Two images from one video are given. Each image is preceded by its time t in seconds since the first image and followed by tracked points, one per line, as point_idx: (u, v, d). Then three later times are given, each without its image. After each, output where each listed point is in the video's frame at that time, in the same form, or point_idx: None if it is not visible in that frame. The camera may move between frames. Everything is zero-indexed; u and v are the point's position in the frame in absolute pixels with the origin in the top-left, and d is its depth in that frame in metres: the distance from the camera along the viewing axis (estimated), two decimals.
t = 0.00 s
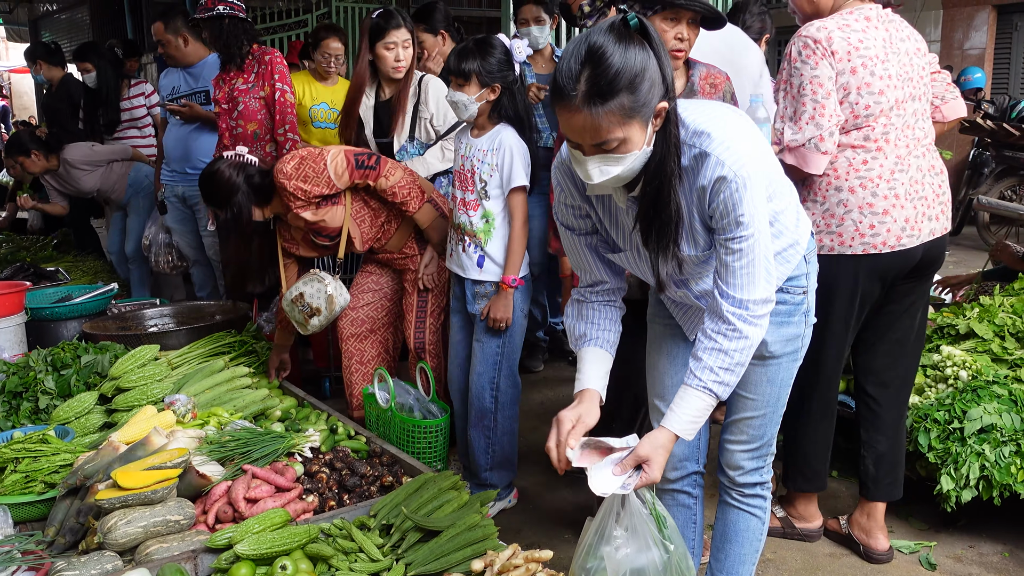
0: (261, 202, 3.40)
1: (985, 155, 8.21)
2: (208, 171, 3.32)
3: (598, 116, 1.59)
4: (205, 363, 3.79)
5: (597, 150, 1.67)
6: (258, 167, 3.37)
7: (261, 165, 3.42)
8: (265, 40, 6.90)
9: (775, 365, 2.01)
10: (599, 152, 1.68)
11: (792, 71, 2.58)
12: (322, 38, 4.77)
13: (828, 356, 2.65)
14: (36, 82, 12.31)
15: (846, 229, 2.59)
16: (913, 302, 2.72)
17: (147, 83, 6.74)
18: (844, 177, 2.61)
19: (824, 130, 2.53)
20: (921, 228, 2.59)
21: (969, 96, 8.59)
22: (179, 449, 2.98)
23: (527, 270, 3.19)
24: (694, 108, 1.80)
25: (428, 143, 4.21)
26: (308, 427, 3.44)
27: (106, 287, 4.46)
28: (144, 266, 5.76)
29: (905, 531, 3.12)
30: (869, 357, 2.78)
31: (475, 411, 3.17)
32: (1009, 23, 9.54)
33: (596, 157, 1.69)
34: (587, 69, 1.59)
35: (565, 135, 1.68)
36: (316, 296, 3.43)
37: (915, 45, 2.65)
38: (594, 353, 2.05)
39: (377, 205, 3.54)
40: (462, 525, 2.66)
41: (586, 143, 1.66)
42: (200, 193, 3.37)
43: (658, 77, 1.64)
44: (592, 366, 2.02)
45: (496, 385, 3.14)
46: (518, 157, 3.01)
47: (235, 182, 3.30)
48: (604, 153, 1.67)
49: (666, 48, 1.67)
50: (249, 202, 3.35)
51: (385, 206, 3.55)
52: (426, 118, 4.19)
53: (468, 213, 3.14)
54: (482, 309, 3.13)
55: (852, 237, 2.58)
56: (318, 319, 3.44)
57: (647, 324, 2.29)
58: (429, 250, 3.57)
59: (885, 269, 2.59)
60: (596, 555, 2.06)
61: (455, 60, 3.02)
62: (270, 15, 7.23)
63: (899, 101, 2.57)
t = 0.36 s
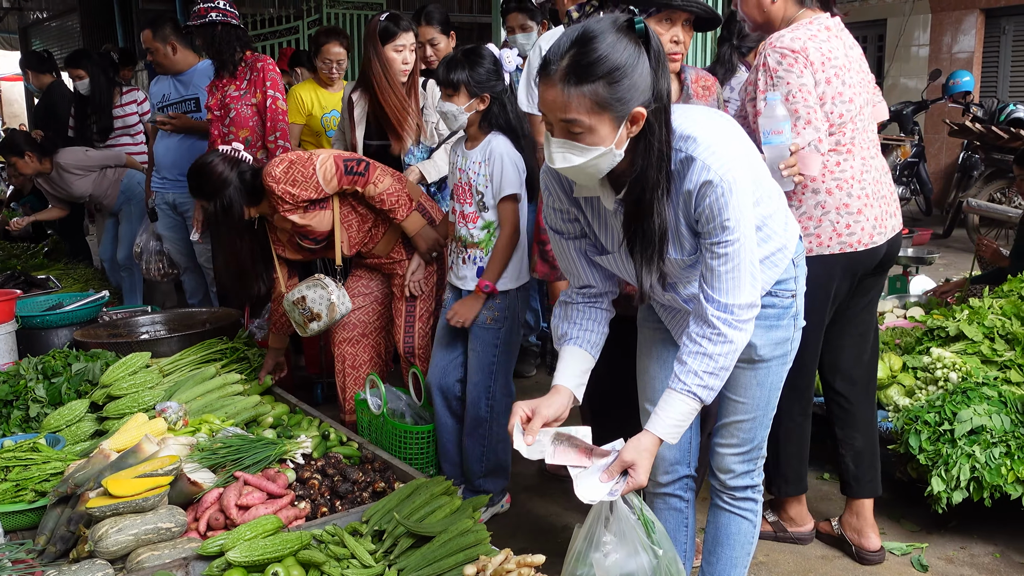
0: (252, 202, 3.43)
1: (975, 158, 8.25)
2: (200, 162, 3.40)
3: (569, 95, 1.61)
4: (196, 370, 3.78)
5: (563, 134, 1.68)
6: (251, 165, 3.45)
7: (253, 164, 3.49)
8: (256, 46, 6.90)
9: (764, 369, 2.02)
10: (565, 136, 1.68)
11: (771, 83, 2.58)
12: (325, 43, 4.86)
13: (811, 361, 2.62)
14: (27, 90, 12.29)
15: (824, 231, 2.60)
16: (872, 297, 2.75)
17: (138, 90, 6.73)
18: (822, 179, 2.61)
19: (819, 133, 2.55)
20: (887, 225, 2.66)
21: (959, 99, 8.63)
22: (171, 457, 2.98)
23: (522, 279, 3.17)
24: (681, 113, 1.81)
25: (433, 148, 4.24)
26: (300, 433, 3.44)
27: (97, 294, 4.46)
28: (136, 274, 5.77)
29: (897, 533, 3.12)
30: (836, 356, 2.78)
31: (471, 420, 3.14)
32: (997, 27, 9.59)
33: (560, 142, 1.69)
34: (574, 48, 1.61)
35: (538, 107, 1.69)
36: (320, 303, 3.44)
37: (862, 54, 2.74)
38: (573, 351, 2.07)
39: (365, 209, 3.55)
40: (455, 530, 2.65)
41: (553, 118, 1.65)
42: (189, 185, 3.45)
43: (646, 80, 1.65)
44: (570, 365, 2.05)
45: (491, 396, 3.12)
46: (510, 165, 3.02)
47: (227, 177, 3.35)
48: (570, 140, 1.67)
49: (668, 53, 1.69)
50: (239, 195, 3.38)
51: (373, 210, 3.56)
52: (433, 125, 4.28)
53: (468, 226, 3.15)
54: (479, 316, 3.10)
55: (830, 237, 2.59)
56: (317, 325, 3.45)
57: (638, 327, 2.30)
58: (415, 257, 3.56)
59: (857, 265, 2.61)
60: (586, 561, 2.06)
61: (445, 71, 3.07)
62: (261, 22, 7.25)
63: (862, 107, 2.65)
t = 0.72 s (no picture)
0: (245, 172, 3.36)
1: (964, 159, 8.30)
2: (194, 128, 3.28)
3: (557, 124, 1.62)
4: (187, 375, 3.77)
5: (559, 157, 1.69)
6: (244, 137, 3.36)
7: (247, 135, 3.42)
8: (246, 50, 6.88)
9: (755, 370, 2.02)
10: (562, 159, 1.70)
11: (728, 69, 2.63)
12: (324, 39, 4.93)
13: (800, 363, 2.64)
14: (16, 94, 12.21)
15: (801, 227, 2.65)
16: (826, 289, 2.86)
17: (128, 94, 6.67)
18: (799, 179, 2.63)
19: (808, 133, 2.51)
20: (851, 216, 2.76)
21: (947, 100, 8.67)
22: (162, 462, 2.97)
23: (520, 283, 3.16)
24: (667, 116, 1.82)
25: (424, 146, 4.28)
26: (292, 438, 3.43)
27: (87, 299, 4.44)
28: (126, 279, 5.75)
29: (889, 533, 3.13)
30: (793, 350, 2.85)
31: (465, 426, 3.13)
32: (985, 28, 9.65)
33: (559, 165, 1.71)
34: (548, 77, 1.61)
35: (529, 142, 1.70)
36: (308, 286, 3.53)
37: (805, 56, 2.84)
38: (548, 350, 2.10)
39: (360, 202, 3.52)
40: (447, 534, 2.65)
41: (548, 149, 1.68)
42: (178, 150, 3.33)
43: (623, 85, 1.65)
44: (545, 362, 2.08)
45: (485, 399, 3.13)
46: (482, 183, 2.99)
47: (221, 146, 3.26)
48: (568, 160, 1.69)
49: (634, 58, 1.68)
50: (232, 166, 3.30)
51: (367, 204, 3.53)
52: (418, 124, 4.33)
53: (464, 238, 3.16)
54: (475, 321, 3.08)
55: (807, 233, 2.65)
56: (303, 304, 3.57)
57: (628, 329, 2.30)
58: (403, 257, 3.55)
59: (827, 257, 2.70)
60: (578, 567, 2.06)
61: (421, 83, 3.05)
62: (251, 26, 7.23)
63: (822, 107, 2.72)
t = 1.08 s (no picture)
0: (237, 197, 3.36)
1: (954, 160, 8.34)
2: (179, 160, 3.29)
3: (547, 138, 1.63)
4: (178, 377, 3.76)
5: (551, 167, 1.71)
6: (232, 160, 3.34)
7: (233, 156, 3.39)
8: (237, 51, 6.86)
9: (743, 371, 2.02)
10: (553, 171, 1.72)
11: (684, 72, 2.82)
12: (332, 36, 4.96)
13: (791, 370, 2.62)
14: (6, 95, 12.16)
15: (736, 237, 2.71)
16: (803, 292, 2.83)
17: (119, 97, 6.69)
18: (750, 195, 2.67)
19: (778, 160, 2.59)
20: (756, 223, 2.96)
21: (937, 102, 8.71)
22: (153, 465, 2.96)
23: (515, 284, 3.18)
24: (651, 121, 1.82)
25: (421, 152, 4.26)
26: (283, 440, 3.42)
27: (78, 301, 4.42)
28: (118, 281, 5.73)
29: (880, 533, 3.14)
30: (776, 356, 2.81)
31: (454, 428, 3.15)
32: (974, 30, 9.70)
33: (552, 175, 1.72)
34: (531, 92, 1.61)
35: (518, 156, 1.71)
36: (303, 299, 3.45)
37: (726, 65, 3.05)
38: (572, 360, 2.06)
39: (357, 211, 3.54)
40: (440, 536, 2.66)
41: (539, 163, 1.69)
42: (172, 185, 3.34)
43: (605, 92, 1.65)
44: (570, 370, 2.04)
45: (476, 401, 3.13)
46: (463, 197, 2.98)
47: (211, 174, 3.25)
48: (558, 171, 1.71)
49: (612, 63, 1.68)
50: (225, 194, 3.30)
51: (364, 212, 3.55)
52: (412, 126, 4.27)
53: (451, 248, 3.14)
54: (466, 322, 3.08)
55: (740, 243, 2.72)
56: (300, 320, 3.48)
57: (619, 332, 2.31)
58: (404, 259, 3.54)
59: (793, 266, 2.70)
60: (569, 568, 2.06)
61: (405, 91, 3.11)
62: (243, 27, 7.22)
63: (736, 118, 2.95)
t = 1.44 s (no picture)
0: (228, 219, 3.41)
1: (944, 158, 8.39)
2: (173, 187, 3.34)
3: (523, 130, 1.62)
4: (169, 373, 3.75)
5: (529, 160, 1.70)
6: (224, 183, 3.38)
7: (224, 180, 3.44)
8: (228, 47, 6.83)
9: (727, 366, 2.03)
10: (531, 163, 1.70)
11: (630, 77, 3.14)
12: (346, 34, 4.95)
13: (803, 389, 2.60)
14: None
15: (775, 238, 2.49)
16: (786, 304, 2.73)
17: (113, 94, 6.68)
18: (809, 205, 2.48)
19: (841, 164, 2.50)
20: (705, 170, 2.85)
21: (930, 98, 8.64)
22: (143, 461, 2.96)
23: (505, 279, 3.17)
24: (629, 118, 1.81)
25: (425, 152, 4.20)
26: (274, 436, 3.42)
27: (68, 297, 4.41)
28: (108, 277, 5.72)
29: (869, 528, 3.16)
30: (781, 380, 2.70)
31: (446, 424, 3.15)
32: (965, 28, 9.75)
33: (528, 167, 1.71)
34: (512, 82, 1.61)
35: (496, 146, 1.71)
36: (303, 313, 3.42)
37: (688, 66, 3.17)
38: (565, 357, 2.06)
39: (345, 218, 3.54)
40: (430, 531, 2.66)
41: (515, 154, 1.68)
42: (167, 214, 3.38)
43: (587, 87, 1.65)
44: (565, 370, 2.04)
45: (468, 397, 3.13)
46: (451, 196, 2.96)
47: (201, 199, 3.31)
48: (535, 164, 1.70)
49: (596, 60, 1.69)
50: (216, 218, 3.36)
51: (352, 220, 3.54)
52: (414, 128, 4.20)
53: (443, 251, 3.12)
54: (457, 319, 3.09)
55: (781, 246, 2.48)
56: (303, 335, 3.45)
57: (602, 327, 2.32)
58: (397, 261, 3.54)
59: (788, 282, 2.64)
60: (557, 565, 2.06)
61: (396, 89, 3.14)
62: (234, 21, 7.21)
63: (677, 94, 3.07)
